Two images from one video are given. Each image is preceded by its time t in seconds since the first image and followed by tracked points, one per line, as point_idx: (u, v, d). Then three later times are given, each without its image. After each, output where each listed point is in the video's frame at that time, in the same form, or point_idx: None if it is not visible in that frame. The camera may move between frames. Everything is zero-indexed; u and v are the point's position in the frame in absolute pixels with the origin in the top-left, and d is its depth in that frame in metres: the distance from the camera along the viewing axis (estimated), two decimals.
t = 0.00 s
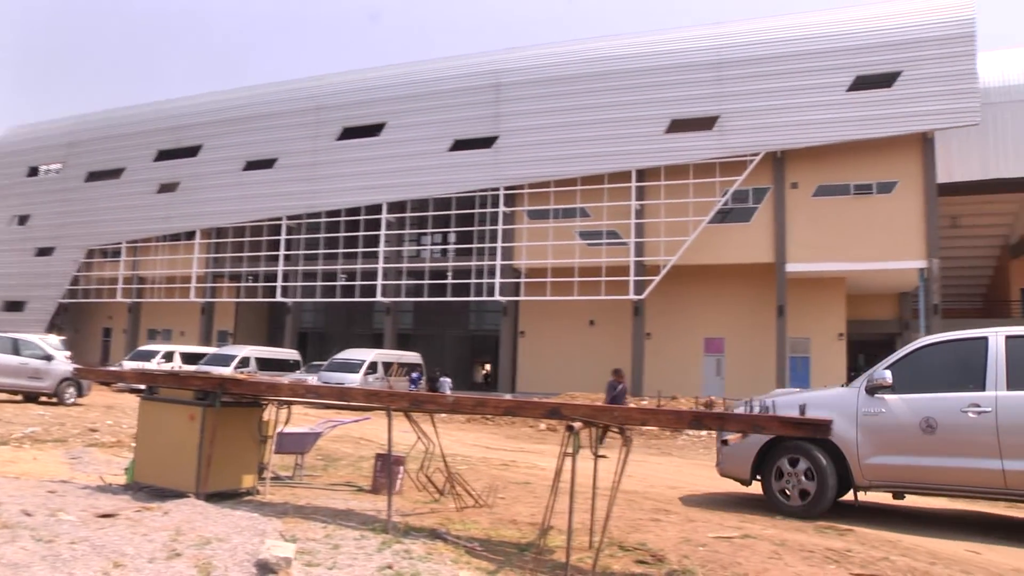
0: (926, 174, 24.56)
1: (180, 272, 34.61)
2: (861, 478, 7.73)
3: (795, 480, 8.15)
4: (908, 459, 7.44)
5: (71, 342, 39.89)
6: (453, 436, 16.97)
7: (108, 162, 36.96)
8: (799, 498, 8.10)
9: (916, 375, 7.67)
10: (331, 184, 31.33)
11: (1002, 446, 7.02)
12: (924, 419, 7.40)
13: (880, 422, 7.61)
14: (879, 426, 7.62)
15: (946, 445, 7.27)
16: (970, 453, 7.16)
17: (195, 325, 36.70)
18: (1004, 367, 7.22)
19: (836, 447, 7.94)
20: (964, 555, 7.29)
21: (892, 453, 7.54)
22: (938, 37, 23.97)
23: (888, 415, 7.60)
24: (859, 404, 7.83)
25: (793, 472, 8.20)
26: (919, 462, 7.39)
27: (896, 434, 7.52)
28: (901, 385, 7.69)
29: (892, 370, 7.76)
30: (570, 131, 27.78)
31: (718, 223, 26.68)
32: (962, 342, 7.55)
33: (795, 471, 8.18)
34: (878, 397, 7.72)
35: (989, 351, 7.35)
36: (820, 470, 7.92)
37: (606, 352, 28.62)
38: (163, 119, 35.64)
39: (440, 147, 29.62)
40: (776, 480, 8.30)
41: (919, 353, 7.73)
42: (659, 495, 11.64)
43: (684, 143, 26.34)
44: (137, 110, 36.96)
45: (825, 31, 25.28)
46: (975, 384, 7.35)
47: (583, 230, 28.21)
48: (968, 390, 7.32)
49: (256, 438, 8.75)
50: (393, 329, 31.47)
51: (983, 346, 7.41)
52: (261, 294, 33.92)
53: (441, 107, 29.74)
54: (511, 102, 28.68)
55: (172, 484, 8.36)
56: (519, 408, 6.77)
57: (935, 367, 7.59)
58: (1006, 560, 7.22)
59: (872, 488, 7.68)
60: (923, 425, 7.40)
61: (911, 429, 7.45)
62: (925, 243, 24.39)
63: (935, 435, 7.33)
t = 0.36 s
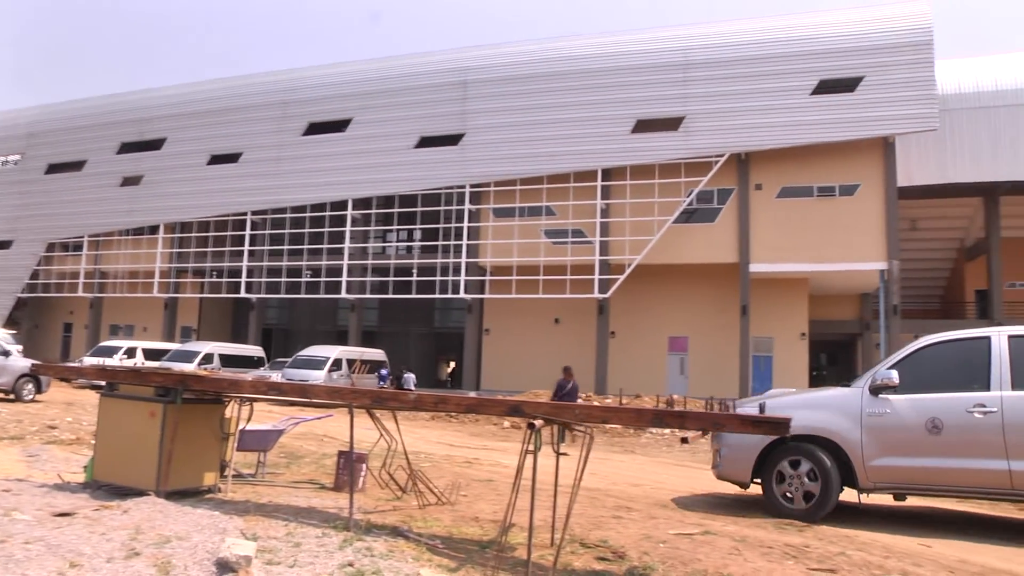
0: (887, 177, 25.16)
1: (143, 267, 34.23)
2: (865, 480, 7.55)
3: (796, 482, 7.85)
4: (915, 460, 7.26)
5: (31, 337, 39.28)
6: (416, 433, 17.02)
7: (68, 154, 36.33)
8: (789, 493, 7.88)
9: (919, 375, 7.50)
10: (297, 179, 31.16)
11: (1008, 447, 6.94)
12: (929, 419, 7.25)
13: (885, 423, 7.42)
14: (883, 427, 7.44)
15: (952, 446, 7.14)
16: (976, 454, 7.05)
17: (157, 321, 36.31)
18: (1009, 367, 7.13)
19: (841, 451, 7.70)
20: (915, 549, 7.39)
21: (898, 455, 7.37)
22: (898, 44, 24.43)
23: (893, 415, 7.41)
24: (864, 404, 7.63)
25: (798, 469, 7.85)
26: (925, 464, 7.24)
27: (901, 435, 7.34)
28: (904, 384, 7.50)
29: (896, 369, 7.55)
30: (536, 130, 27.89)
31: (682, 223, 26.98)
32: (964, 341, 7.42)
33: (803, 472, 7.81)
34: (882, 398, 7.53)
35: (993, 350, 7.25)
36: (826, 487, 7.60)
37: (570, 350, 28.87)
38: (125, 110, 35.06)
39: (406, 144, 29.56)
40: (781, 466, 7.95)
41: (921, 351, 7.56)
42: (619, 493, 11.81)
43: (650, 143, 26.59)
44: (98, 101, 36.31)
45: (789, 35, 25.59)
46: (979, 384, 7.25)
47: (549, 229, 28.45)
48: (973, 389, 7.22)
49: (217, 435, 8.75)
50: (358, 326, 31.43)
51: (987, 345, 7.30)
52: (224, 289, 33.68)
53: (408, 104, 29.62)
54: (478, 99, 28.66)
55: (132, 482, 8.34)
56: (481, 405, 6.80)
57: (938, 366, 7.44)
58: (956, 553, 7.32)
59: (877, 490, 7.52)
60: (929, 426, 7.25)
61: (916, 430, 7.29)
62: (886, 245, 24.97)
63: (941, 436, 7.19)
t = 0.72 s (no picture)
0: (852, 180, 25.63)
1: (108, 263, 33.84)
2: (874, 484, 7.31)
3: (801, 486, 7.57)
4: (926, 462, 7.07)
5: None
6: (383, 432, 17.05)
7: (30, 148, 35.74)
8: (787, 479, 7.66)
9: (926, 376, 7.32)
10: (265, 175, 30.98)
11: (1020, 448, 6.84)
12: (938, 421, 7.07)
13: (895, 425, 7.20)
14: (893, 429, 7.22)
15: (963, 447, 6.99)
16: (987, 455, 6.92)
17: (122, 318, 35.91)
18: (1016, 367, 7.04)
19: (852, 456, 7.42)
20: (873, 542, 7.44)
21: (908, 457, 7.16)
22: (860, 49, 24.88)
23: (903, 417, 7.19)
24: (871, 407, 7.37)
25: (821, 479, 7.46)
26: (936, 466, 7.06)
27: (912, 437, 7.13)
28: (912, 385, 7.29)
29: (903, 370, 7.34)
30: (505, 129, 27.96)
31: (651, 222, 27.23)
32: (969, 341, 7.28)
33: (817, 491, 7.49)
34: (892, 400, 7.29)
35: (1000, 350, 7.14)
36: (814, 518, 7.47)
37: (539, 348, 29.06)
38: (89, 103, 34.53)
39: (374, 141, 29.51)
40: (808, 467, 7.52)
41: (926, 352, 7.38)
42: (584, 491, 11.97)
43: (618, 143, 26.80)
44: (60, 94, 35.71)
45: (756, 38, 25.89)
46: (987, 384, 7.13)
47: (517, 227, 28.60)
48: (981, 390, 7.09)
49: (182, 435, 8.74)
50: (325, 324, 31.35)
51: (993, 345, 7.19)
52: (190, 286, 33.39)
53: (376, 100, 29.51)
54: (446, 97, 28.64)
55: (95, 482, 8.31)
56: (447, 404, 6.84)
57: (944, 366, 7.27)
58: (912, 546, 7.36)
59: (885, 494, 7.29)
60: (939, 427, 7.07)
61: (926, 431, 7.11)
62: (851, 246, 25.41)
63: (952, 438, 7.02)
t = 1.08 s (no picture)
0: (827, 181, 25.94)
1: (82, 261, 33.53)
2: (905, 486, 7.06)
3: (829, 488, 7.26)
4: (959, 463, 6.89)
5: None
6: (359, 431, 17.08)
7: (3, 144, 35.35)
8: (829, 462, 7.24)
9: (954, 375, 7.19)
10: (241, 172, 30.84)
11: None
12: (970, 421, 6.91)
13: (926, 425, 6.99)
14: (923, 429, 7.01)
15: (994, 447, 6.85)
16: (1017, 456, 6.79)
17: (98, 317, 35.63)
18: None
19: (879, 457, 7.15)
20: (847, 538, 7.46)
21: (937, 458, 6.97)
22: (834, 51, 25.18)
23: (933, 417, 7.00)
24: (899, 407, 7.13)
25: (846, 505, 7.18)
26: (968, 467, 6.89)
27: (943, 438, 6.95)
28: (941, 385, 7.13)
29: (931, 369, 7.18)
30: (483, 128, 27.98)
31: (628, 221, 27.39)
32: (997, 340, 7.19)
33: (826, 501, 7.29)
34: (919, 400, 7.09)
35: None
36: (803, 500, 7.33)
37: (516, 347, 29.16)
38: (63, 98, 34.16)
39: (351, 139, 29.42)
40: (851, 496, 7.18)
41: (953, 351, 7.25)
42: (559, 489, 12.08)
43: (595, 143, 26.92)
44: (34, 89, 35.31)
45: (732, 39, 26.10)
46: (1015, 383, 7.04)
47: (493, 226, 28.67)
48: (1011, 389, 6.99)
49: (157, 434, 8.72)
50: (302, 322, 31.25)
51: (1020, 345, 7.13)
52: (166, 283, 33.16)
53: (354, 98, 29.42)
54: (424, 96, 28.62)
55: (68, 483, 8.28)
56: (422, 403, 6.87)
57: (972, 365, 7.16)
58: (886, 542, 7.34)
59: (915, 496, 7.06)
60: (970, 428, 6.92)
61: (957, 431, 6.94)
62: (827, 246, 25.70)
63: (984, 439, 6.88)
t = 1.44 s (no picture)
0: (814, 182, 26.16)
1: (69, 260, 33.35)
2: (954, 491, 6.93)
3: (878, 491, 7.04)
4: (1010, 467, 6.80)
5: None
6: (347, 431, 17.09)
7: None
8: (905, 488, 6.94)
9: (999, 377, 7.10)
10: (229, 171, 30.76)
11: None
12: (1019, 423, 6.84)
13: (977, 427, 6.88)
14: (973, 432, 6.89)
15: None
16: None
17: (85, 317, 35.44)
18: None
19: (927, 461, 6.99)
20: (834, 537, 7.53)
21: (989, 461, 6.86)
22: (820, 53, 25.35)
23: (982, 419, 6.89)
24: (946, 409, 7.01)
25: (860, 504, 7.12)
26: (1019, 470, 6.81)
27: (994, 440, 6.84)
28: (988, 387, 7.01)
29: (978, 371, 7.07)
30: (471, 128, 27.98)
31: (616, 221, 27.48)
32: None
33: (863, 485, 7.08)
34: (967, 402, 6.99)
35: None
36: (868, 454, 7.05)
37: (504, 346, 29.21)
38: (49, 97, 33.95)
39: (339, 139, 29.37)
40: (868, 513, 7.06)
41: (998, 353, 7.17)
42: (546, 489, 12.13)
43: (583, 143, 26.99)
44: (20, 87, 35.08)
45: (719, 40, 26.24)
46: None
47: (482, 226, 28.68)
48: None
49: (144, 434, 8.72)
50: (290, 322, 31.18)
51: None
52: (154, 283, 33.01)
53: (342, 98, 29.37)
54: (412, 96, 28.61)
55: (54, 483, 8.28)
56: (410, 403, 6.91)
57: (1017, 368, 7.10)
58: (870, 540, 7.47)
59: (965, 501, 6.95)
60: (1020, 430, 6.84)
61: (1008, 434, 6.85)
62: (814, 246, 25.87)
63: None
